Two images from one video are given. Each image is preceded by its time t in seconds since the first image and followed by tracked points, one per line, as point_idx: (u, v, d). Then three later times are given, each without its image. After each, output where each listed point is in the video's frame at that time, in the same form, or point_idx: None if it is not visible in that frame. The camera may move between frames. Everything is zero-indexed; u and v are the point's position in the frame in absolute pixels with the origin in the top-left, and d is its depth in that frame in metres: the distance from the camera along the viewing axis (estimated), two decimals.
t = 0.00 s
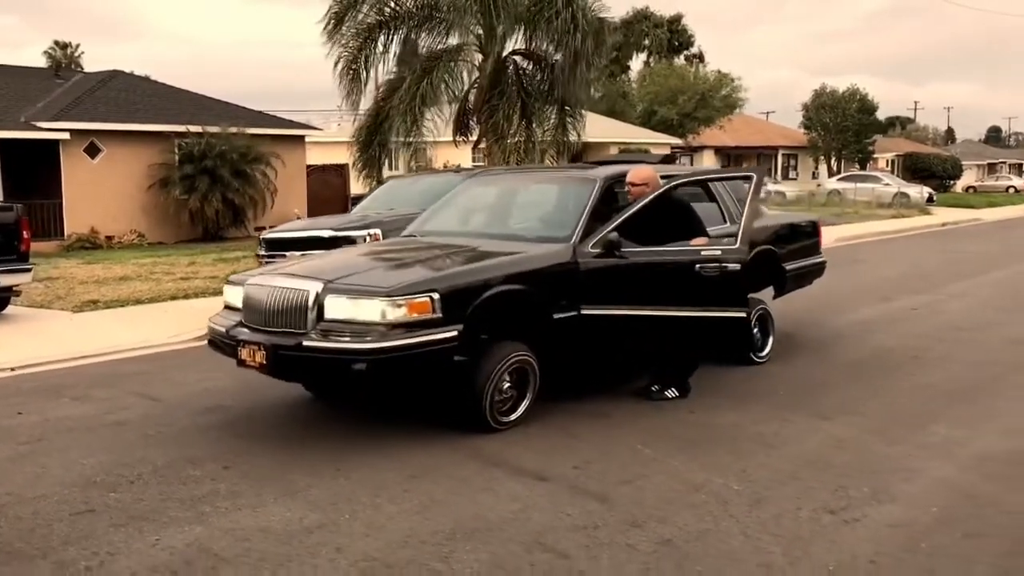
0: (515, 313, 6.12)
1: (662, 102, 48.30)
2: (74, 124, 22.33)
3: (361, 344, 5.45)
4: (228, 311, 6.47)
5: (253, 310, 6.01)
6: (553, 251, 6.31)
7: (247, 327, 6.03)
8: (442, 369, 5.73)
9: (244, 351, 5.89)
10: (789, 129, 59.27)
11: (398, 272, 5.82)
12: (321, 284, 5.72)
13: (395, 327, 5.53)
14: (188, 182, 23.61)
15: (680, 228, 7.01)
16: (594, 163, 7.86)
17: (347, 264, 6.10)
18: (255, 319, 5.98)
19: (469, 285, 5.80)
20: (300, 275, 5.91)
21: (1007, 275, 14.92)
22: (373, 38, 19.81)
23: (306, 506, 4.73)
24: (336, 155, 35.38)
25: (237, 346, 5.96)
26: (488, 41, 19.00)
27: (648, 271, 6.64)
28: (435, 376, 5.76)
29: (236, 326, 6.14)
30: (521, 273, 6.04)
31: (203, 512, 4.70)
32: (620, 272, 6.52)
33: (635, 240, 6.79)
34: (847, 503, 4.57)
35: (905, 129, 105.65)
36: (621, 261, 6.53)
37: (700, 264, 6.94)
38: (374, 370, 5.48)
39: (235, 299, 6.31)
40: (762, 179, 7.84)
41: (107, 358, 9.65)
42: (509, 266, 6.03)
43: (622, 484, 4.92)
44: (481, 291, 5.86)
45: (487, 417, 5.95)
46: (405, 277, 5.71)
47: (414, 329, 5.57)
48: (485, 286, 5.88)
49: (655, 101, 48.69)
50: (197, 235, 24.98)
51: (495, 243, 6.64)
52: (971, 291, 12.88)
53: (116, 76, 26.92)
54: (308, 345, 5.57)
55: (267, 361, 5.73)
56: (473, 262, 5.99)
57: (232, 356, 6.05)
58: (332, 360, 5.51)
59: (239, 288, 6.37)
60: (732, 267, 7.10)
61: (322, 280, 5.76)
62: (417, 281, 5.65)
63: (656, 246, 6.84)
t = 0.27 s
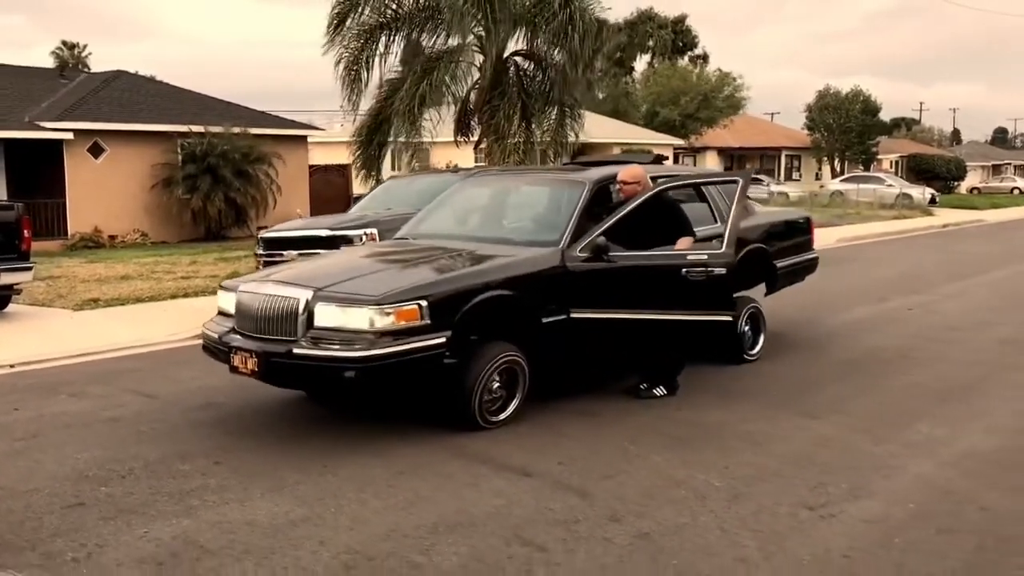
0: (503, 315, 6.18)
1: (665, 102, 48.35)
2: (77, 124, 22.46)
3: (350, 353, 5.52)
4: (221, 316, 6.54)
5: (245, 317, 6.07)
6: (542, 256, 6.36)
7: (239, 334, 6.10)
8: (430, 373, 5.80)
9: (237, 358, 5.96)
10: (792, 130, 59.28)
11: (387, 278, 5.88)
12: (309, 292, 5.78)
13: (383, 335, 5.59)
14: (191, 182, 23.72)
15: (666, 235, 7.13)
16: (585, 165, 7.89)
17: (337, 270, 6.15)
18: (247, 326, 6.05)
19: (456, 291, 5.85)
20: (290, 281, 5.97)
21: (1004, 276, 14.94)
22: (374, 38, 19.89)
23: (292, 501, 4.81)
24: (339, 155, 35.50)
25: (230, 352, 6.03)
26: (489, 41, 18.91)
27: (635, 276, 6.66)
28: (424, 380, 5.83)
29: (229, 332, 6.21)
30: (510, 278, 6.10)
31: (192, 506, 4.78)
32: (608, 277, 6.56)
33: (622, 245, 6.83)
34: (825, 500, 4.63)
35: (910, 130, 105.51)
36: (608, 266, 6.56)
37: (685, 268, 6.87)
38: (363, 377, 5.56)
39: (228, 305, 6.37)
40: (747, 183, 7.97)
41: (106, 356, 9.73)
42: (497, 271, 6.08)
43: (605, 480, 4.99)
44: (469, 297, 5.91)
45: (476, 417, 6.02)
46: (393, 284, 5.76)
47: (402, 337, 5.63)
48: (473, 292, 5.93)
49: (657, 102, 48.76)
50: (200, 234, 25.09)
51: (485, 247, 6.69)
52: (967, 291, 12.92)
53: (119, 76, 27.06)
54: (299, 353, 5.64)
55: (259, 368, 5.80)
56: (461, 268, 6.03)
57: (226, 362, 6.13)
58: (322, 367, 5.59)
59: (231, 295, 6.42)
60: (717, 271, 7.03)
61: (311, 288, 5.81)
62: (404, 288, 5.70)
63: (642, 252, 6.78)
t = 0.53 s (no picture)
0: (499, 310, 6.24)
1: (673, 103, 48.32)
2: (86, 123, 22.61)
3: (345, 341, 5.59)
4: (220, 307, 6.63)
5: (243, 307, 6.16)
6: (538, 251, 6.41)
7: (237, 324, 6.18)
8: (424, 365, 5.86)
9: (234, 347, 6.04)
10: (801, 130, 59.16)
11: (383, 270, 5.95)
12: (307, 282, 5.86)
13: (378, 324, 5.66)
14: (199, 181, 23.86)
15: (662, 232, 7.18)
16: (583, 163, 7.93)
17: (336, 263, 6.23)
18: (245, 316, 6.13)
19: (451, 283, 5.91)
20: (288, 273, 6.05)
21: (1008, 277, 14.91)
22: (381, 39, 19.91)
23: (286, 496, 4.88)
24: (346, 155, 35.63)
25: (228, 341, 6.11)
26: (494, 41, 18.91)
27: (630, 272, 6.73)
28: (419, 372, 5.90)
29: (228, 322, 6.29)
30: (505, 272, 6.16)
31: (187, 500, 4.86)
32: (603, 272, 6.62)
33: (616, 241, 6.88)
34: (811, 496, 4.67)
35: (920, 131, 105.14)
36: (603, 262, 6.61)
37: (678, 264, 7.00)
38: (358, 366, 5.62)
39: (227, 296, 6.46)
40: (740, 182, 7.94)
41: (110, 353, 9.81)
42: (492, 265, 6.14)
43: (595, 477, 5.05)
44: (464, 288, 5.98)
45: (471, 412, 6.08)
46: (389, 275, 5.84)
47: (397, 327, 5.70)
48: (468, 285, 6.00)
49: (665, 102, 48.73)
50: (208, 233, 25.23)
51: (482, 243, 6.74)
52: (969, 292, 12.92)
53: (129, 76, 27.22)
54: (295, 342, 5.72)
55: (256, 357, 5.87)
56: (457, 262, 6.10)
57: (224, 352, 6.20)
58: (318, 356, 5.66)
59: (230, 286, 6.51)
60: (711, 267, 7.16)
61: (309, 278, 5.89)
62: (400, 279, 5.78)
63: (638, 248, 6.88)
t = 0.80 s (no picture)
0: (500, 312, 6.25)
1: (687, 102, 48.17)
2: (101, 123, 22.77)
3: (345, 347, 5.60)
4: (224, 310, 6.66)
5: (245, 312, 6.17)
6: (539, 254, 6.41)
7: (241, 329, 6.20)
8: (425, 368, 5.88)
9: (237, 352, 6.06)
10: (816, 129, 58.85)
11: (384, 275, 5.96)
12: (308, 288, 5.87)
13: (379, 330, 5.67)
14: (212, 180, 24.01)
15: (664, 233, 7.16)
16: (585, 163, 7.90)
17: (338, 267, 6.24)
18: (248, 321, 6.14)
19: (451, 287, 5.92)
20: (290, 277, 6.06)
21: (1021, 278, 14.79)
22: (392, 39, 19.94)
23: (284, 493, 4.91)
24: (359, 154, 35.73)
25: (231, 346, 6.13)
26: (505, 40, 18.87)
27: (631, 274, 6.73)
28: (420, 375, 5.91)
29: (231, 327, 6.31)
30: (506, 275, 6.16)
31: (186, 497, 4.89)
32: (605, 275, 6.63)
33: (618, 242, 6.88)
34: (809, 497, 4.66)
35: (939, 131, 104.43)
36: (605, 264, 6.62)
37: (680, 266, 7.02)
38: (358, 370, 5.64)
39: (231, 300, 6.48)
40: (743, 182, 8.10)
41: (120, 351, 9.86)
42: (493, 268, 6.15)
43: (592, 476, 5.05)
44: (465, 293, 5.99)
45: (472, 413, 6.09)
46: (389, 280, 5.85)
47: (397, 332, 5.71)
48: (469, 289, 6.01)
49: (679, 101, 48.57)
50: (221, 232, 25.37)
51: (485, 245, 6.74)
52: (981, 293, 12.82)
53: (144, 75, 27.39)
54: (296, 347, 5.73)
55: (258, 362, 5.89)
56: (458, 265, 6.11)
57: (227, 356, 6.22)
58: (318, 362, 5.67)
59: (233, 290, 6.53)
60: (713, 269, 7.20)
61: (310, 284, 5.90)
62: (400, 284, 5.78)
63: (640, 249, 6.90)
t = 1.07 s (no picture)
0: (506, 309, 6.22)
1: (708, 100, 47.85)
2: (121, 121, 22.95)
3: (349, 340, 5.58)
4: (231, 305, 6.65)
5: (252, 305, 6.16)
6: (545, 251, 6.37)
7: (246, 321, 6.18)
8: (429, 364, 5.86)
9: (242, 344, 6.04)
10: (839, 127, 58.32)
11: (389, 269, 5.94)
12: (313, 281, 5.85)
13: (382, 323, 5.65)
14: (230, 177, 24.15)
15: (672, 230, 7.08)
16: (595, 163, 7.86)
17: (344, 262, 6.22)
18: (254, 314, 6.13)
19: (456, 282, 5.89)
20: (296, 271, 6.05)
21: None
22: (409, 38, 19.92)
23: (285, 491, 4.91)
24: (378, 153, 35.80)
25: (236, 339, 6.11)
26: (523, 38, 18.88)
27: (638, 272, 6.68)
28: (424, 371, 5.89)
29: (237, 320, 6.29)
30: (512, 272, 6.13)
31: (188, 494, 4.91)
32: (612, 272, 6.58)
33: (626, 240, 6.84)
34: (811, 500, 4.60)
35: (964, 129, 103.17)
36: (612, 261, 6.58)
37: (688, 264, 6.96)
38: (361, 365, 5.62)
39: (237, 294, 6.46)
40: (752, 181, 8.00)
41: (134, 348, 9.90)
42: (499, 265, 6.12)
43: (593, 477, 5.02)
44: (470, 289, 5.96)
45: (476, 412, 6.07)
46: (394, 274, 5.83)
47: (401, 326, 5.69)
48: (474, 284, 5.98)
49: (700, 99, 48.26)
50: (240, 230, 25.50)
51: (491, 243, 6.70)
52: (1001, 294, 12.63)
53: (164, 74, 27.58)
54: (300, 340, 5.72)
55: (263, 354, 5.87)
56: (464, 261, 6.08)
57: (232, 349, 6.21)
58: (322, 355, 5.65)
59: (241, 284, 6.52)
60: (720, 267, 7.14)
61: (316, 277, 5.89)
62: (405, 279, 5.77)
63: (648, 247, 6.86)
